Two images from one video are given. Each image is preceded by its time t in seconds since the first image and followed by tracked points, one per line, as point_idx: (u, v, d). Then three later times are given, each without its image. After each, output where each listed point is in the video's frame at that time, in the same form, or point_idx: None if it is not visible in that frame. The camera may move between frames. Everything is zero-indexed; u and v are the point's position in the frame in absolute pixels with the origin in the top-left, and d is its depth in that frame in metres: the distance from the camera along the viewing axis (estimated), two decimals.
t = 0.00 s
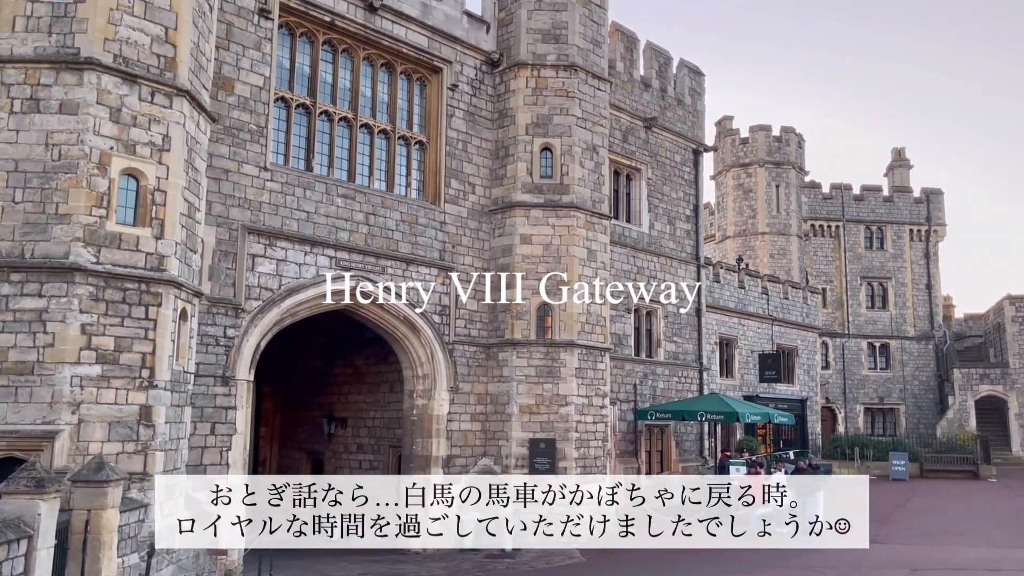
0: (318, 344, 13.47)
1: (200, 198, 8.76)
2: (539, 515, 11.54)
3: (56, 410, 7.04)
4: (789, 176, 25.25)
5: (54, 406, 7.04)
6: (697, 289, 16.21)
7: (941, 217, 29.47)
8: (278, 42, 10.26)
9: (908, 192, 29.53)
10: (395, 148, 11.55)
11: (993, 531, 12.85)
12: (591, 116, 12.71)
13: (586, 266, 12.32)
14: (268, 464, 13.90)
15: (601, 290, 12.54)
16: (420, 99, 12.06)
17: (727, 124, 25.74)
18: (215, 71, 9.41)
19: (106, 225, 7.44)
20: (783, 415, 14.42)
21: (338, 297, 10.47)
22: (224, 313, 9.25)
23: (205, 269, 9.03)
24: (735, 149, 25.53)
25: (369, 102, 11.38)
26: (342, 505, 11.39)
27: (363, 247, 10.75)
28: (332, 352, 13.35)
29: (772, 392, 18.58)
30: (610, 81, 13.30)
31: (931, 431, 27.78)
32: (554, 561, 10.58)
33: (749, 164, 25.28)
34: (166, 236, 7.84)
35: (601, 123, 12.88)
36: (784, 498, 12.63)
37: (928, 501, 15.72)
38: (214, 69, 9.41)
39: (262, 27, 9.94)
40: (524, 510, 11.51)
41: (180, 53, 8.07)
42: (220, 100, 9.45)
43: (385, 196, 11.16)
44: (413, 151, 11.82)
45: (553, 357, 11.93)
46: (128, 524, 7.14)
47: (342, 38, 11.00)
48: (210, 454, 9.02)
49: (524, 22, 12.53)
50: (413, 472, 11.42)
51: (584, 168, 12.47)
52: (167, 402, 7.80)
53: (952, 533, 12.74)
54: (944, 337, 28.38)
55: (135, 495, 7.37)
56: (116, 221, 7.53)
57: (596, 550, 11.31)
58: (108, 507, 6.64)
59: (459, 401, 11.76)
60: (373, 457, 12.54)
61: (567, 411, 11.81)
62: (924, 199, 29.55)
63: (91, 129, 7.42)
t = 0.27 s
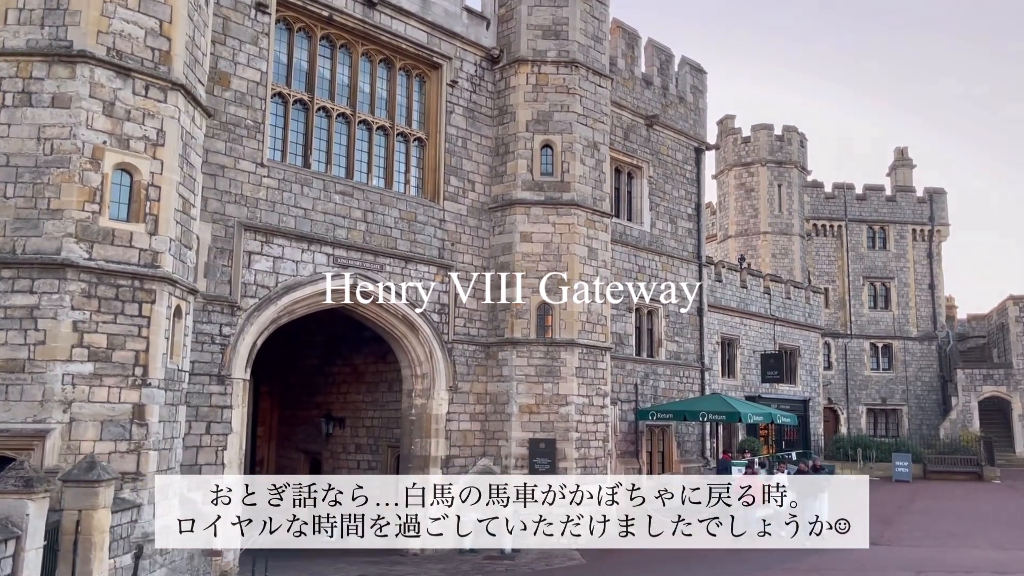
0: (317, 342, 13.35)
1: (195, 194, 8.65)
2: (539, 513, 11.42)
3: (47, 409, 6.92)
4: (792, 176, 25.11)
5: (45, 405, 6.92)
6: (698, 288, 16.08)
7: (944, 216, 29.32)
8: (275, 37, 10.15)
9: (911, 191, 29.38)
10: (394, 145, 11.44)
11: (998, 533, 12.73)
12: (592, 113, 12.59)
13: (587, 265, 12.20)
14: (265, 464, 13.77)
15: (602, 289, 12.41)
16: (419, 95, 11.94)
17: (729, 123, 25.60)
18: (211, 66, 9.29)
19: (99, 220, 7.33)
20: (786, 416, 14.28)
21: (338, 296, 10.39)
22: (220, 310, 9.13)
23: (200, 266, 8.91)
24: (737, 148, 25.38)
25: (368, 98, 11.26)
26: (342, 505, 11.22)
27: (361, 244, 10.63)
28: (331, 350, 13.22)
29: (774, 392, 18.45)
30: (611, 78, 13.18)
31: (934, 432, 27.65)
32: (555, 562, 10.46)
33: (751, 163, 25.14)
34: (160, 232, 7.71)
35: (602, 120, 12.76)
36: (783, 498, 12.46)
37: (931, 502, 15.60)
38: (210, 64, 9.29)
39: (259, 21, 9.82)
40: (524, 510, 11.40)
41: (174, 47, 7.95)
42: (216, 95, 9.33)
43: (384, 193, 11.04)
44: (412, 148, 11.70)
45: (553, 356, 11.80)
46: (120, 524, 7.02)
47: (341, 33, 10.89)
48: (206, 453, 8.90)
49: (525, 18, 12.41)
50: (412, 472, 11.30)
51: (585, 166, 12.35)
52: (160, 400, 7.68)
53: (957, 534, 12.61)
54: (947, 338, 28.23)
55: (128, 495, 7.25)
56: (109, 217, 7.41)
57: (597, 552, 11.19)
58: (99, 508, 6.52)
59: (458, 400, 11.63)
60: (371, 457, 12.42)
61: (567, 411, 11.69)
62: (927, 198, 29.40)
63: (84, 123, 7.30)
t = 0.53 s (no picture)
0: (317, 341, 13.22)
1: (191, 191, 8.53)
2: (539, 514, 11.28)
3: (38, 408, 6.80)
4: (794, 175, 24.97)
5: (37, 404, 6.81)
6: (701, 288, 15.95)
7: (948, 217, 29.17)
8: (272, 33, 10.03)
9: (914, 191, 29.24)
10: (393, 142, 11.33)
11: (1004, 535, 12.59)
12: (594, 111, 12.46)
13: (588, 264, 12.07)
14: (263, 465, 13.56)
15: (603, 288, 12.29)
16: (419, 92, 11.82)
17: (731, 123, 25.46)
18: (207, 62, 9.17)
19: (92, 217, 7.21)
20: (790, 416, 14.14)
21: (338, 296, 10.30)
22: (217, 309, 9.02)
23: (196, 264, 8.79)
24: (739, 148, 25.23)
25: (367, 95, 11.14)
26: (342, 505, 11.16)
27: (360, 242, 10.51)
28: (331, 349, 13.10)
29: (777, 393, 18.31)
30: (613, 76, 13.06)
31: (937, 433, 27.50)
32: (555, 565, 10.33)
33: (754, 163, 24.99)
34: (154, 229, 7.60)
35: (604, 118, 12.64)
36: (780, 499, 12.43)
37: (935, 504, 15.46)
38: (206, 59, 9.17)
39: (256, 16, 9.70)
40: (524, 510, 11.26)
41: (169, 41, 7.84)
42: (212, 91, 9.21)
43: (383, 191, 10.92)
44: (412, 146, 11.58)
45: (554, 356, 11.67)
46: (112, 526, 6.90)
47: (339, 29, 10.77)
48: (201, 454, 8.78)
49: (526, 14, 12.28)
50: (411, 473, 11.17)
51: (586, 164, 12.23)
52: (154, 400, 7.56)
53: (962, 536, 12.47)
54: (951, 339, 28.09)
55: (121, 496, 7.13)
56: (103, 214, 7.29)
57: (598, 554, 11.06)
58: (90, 510, 6.40)
59: (458, 400, 11.51)
60: (371, 458, 12.29)
61: (568, 411, 11.56)
62: (930, 198, 29.26)
63: (76, 117, 7.18)
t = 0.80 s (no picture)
0: (317, 341, 13.11)
1: (189, 188, 8.42)
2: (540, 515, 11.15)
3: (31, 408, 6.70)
4: (798, 175, 24.83)
5: (30, 403, 6.70)
6: (704, 288, 15.83)
7: (953, 217, 29.00)
8: (272, 29, 9.93)
9: (919, 191, 29.08)
10: (394, 140, 11.21)
11: (1011, 537, 12.44)
12: (596, 109, 12.34)
13: (590, 263, 11.95)
14: (263, 466, 13.48)
15: (606, 287, 12.16)
16: (419, 90, 11.70)
17: (734, 122, 25.32)
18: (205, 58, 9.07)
19: (86, 214, 7.10)
20: (794, 417, 13.98)
21: (338, 296, 10.18)
22: (214, 308, 8.91)
23: (193, 262, 8.69)
24: (742, 147, 25.08)
25: (367, 92, 11.03)
26: (342, 505, 11.09)
27: (360, 241, 10.39)
28: (331, 349, 12.98)
29: (781, 394, 18.17)
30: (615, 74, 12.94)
31: (943, 435, 27.33)
32: (557, 567, 10.21)
33: (757, 163, 24.85)
34: (150, 227, 7.49)
35: (606, 116, 12.52)
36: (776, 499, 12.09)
37: (941, 505, 15.31)
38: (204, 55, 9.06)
39: (254, 12, 9.59)
40: (524, 510, 11.14)
41: (166, 36, 7.73)
42: (210, 87, 9.11)
43: (383, 190, 10.81)
44: (413, 143, 11.47)
45: (556, 356, 11.55)
46: (106, 528, 6.79)
47: (340, 26, 10.66)
48: (198, 454, 8.66)
49: (528, 12, 12.16)
50: (412, 474, 11.05)
51: (589, 162, 12.10)
52: (149, 400, 7.45)
53: (968, 539, 12.32)
54: (956, 340, 27.92)
55: (115, 497, 7.02)
56: (97, 211, 7.18)
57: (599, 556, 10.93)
58: (83, 511, 6.29)
59: (459, 401, 11.39)
60: (371, 458, 12.17)
61: (571, 412, 11.44)
62: (935, 198, 29.09)
63: (71, 113, 7.08)
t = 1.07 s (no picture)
0: (317, 341, 12.99)
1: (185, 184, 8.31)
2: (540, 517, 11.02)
3: (23, 407, 6.59)
4: (802, 176, 24.68)
5: (21, 402, 6.59)
6: (707, 288, 15.69)
7: (958, 218, 28.84)
8: (270, 25, 9.82)
9: (924, 192, 28.91)
10: (394, 138, 11.10)
11: (1019, 540, 12.28)
12: (598, 107, 12.22)
13: (592, 263, 11.83)
14: (262, 467, 13.36)
15: (608, 287, 12.03)
16: (420, 87, 11.59)
17: (738, 122, 25.18)
18: (202, 54, 8.97)
19: (80, 210, 6.99)
20: (799, 418, 13.83)
21: (338, 295, 10.08)
22: (211, 307, 8.80)
23: (190, 260, 8.58)
24: (746, 147, 24.95)
25: (366, 89, 10.92)
26: (342, 505, 10.92)
27: (359, 240, 10.27)
28: (331, 349, 12.87)
29: (785, 395, 18.02)
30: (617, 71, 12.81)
31: (948, 437, 27.16)
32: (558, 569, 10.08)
33: (761, 163, 24.71)
34: (145, 224, 7.38)
35: (609, 113, 12.39)
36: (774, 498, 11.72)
37: (947, 508, 15.15)
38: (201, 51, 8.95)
39: (252, 8, 9.48)
40: (523, 510, 10.98)
41: (161, 30, 7.63)
42: (207, 83, 9.00)
43: (383, 188, 10.70)
44: (413, 141, 11.35)
45: (558, 356, 11.42)
46: (99, 529, 6.67)
47: (340, 22, 10.55)
48: (194, 454, 8.55)
49: (529, 8, 12.05)
50: (412, 476, 10.93)
51: (591, 160, 11.98)
52: (144, 399, 7.34)
53: (975, 541, 12.17)
54: (961, 341, 27.76)
55: (109, 498, 6.90)
56: (91, 207, 7.07)
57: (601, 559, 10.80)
58: (75, 512, 6.18)
59: (459, 401, 11.27)
60: (370, 459, 12.05)
61: (573, 413, 11.31)
62: (940, 199, 28.92)
63: (64, 108, 6.97)
